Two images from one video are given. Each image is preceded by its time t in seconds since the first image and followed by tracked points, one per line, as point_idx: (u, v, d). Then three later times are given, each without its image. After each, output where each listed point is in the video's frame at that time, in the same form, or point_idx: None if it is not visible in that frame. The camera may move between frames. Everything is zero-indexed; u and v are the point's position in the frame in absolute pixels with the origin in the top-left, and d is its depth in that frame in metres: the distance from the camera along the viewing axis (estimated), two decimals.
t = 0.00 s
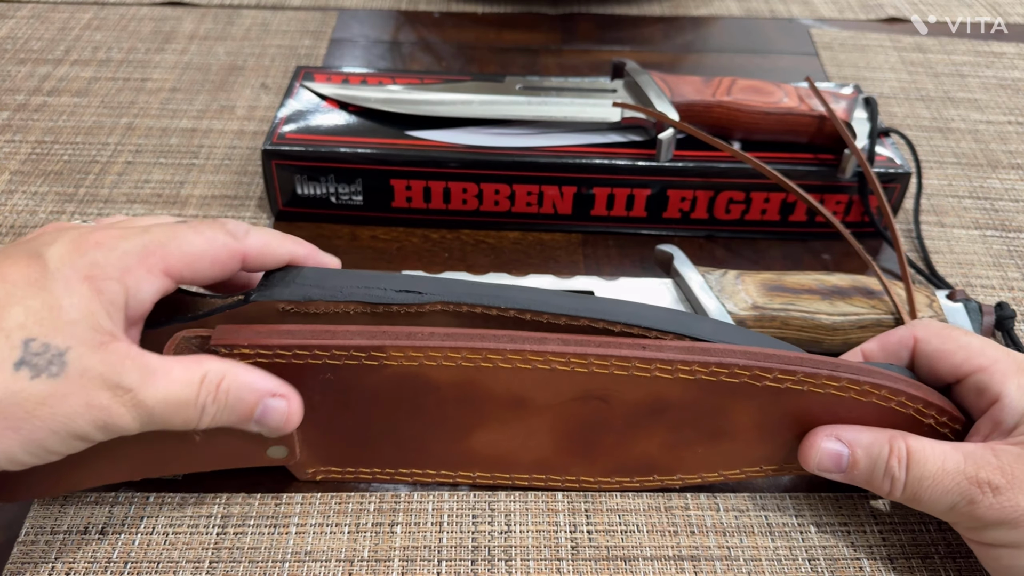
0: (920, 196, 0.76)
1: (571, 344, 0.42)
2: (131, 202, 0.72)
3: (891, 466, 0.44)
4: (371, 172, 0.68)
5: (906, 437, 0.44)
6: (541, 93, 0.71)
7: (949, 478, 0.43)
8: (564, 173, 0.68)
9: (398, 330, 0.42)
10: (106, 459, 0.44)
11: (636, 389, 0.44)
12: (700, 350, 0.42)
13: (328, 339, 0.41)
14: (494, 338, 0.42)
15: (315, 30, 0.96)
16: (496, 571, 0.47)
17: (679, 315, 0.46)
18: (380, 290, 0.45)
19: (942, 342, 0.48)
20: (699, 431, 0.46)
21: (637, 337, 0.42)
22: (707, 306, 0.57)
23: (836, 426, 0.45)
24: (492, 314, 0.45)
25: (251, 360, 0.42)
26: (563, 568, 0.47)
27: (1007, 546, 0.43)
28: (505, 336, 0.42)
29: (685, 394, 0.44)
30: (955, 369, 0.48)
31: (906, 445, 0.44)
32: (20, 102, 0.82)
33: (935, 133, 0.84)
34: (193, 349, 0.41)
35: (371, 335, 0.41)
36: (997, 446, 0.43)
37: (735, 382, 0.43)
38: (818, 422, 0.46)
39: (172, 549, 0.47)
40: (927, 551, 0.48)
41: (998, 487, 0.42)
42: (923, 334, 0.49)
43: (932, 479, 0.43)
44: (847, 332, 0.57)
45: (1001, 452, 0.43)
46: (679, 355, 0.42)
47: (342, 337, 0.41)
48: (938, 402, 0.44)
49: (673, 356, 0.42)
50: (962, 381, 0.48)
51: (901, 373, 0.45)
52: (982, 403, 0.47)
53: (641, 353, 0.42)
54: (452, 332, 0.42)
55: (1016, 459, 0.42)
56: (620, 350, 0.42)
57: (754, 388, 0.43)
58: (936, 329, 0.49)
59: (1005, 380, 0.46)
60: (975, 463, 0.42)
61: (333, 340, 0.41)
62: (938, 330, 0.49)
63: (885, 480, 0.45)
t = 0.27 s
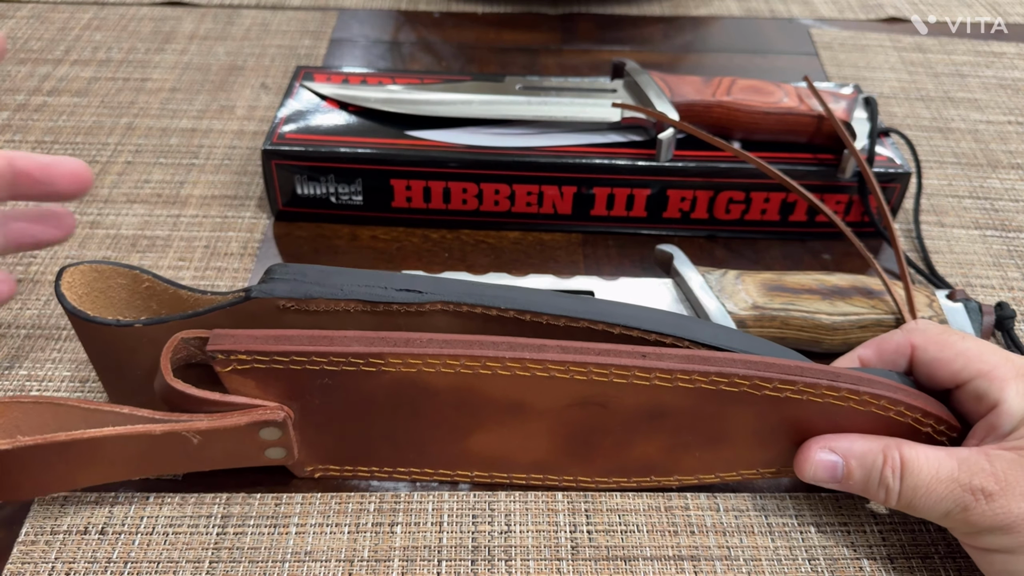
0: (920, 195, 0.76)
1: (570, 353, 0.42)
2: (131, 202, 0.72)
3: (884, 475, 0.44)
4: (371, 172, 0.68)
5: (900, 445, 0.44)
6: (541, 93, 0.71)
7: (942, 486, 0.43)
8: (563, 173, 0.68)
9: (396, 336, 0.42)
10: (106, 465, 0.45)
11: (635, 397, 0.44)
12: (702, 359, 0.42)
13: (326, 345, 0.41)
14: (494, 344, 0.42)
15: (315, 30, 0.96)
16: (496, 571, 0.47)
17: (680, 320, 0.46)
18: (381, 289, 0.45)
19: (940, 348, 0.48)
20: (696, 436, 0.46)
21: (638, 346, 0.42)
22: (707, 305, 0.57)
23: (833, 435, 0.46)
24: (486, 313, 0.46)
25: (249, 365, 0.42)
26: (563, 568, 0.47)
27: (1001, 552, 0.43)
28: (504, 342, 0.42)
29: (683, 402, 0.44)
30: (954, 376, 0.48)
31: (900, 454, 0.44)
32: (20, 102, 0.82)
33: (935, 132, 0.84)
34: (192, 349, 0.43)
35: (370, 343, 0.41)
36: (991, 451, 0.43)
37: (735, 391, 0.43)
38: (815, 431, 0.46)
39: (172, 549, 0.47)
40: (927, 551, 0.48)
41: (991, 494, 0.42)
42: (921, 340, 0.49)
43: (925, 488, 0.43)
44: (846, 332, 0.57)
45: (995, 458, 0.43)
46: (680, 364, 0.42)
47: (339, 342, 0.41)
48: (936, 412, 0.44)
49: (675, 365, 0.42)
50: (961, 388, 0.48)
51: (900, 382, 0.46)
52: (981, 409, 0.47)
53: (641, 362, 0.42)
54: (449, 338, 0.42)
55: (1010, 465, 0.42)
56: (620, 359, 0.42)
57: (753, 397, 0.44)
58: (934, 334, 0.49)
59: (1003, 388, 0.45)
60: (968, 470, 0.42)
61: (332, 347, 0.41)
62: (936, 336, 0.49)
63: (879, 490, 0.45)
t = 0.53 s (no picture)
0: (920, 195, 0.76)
1: (569, 355, 0.42)
2: (131, 202, 0.72)
3: (884, 478, 0.44)
4: (370, 172, 0.68)
5: (900, 448, 0.44)
6: (541, 93, 0.71)
7: (942, 489, 0.43)
8: (564, 173, 0.68)
9: (395, 339, 0.42)
10: (106, 469, 0.44)
11: (634, 400, 0.44)
12: (702, 363, 0.42)
13: (326, 349, 0.41)
14: (494, 347, 0.42)
15: (315, 30, 0.96)
16: (496, 572, 0.47)
17: (681, 322, 0.46)
18: (379, 292, 0.45)
19: (940, 350, 0.48)
20: (696, 438, 0.47)
21: (638, 349, 0.42)
22: (708, 306, 0.57)
23: (832, 437, 0.46)
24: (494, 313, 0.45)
25: (246, 369, 0.42)
26: (563, 568, 0.47)
27: (1001, 555, 0.43)
28: (503, 345, 0.42)
29: (683, 405, 0.44)
30: (954, 378, 0.47)
31: (900, 457, 0.43)
32: (20, 102, 0.82)
33: (935, 132, 0.84)
34: (190, 352, 0.43)
35: (368, 347, 0.42)
36: (992, 454, 0.43)
37: (735, 395, 0.43)
38: (815, 433, 0.46)
39: (172, 549, 0.47)
40: (927, 550, 0.48)
41: (991, 497, 0.42)
42: (922, 341, 0.49)
43: (925, 491, 0.43)
44: (847, 332, 0.57)
45: (995, 461, 0.43)
46: (680, 368, 0.42)
47: (337, 344, 0.42)
48: (938, 415, 0.44)
49: (675, 368, 0.42)
50: (962, 389, 0.47)
51: (901, 385, 0.46)
52: (982, 411, 0.47)
53: (642, 365, 0.42)
54: (448, 341, 0.42)
55: (1010, 468, 0.42)
56: (620, 362, 0.42)
57: (753, 400, 0.44)
58: (935, 336, 0.49)
59: (1004, 389, 0.45)
60: (968, 473, 0.42)
61: (332, 351, 0.41)
62: (937, 337, 0.49)
63: (879, 493, 0.45)
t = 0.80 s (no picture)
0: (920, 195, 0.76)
1: (568, 358, 0.42)
2: (131, 202, 0.72)
3: (884, 480, 0.44)
4: (370, 172, 0.68)
5: (901, 451, 0.44)
6: (540, 93, 0.71)
7: (942, 491, 0.43)
8: (564, 173, 0.68)
9: (395, 342, 0.42)
10: (106, 471, 0.44)
11: (635, 402, 0.44)
12: (702, 366, 0.42)
13: (327, 351, 0.41)
14: (494, 350, 0.42)
15: (315, 30, 0.96)
16: (496, 571, 0.47)
17: (681, 324, 0.46)
18: (379, 294, 0.45)
19: (941, 351, 0.48)
20: (696, 440, 0.47)
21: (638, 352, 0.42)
22: (708, 306, 0.57)
23: (832, 439, 0.46)
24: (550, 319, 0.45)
25: (246, 372, 0.42)
26: (563, 568, 0.47)
27: (1002, 558, 0.43)
28: (502, 348, 0.42)
29: (683, 408, 0.44)
30: (955, 379, 0.47)
31: (900, 459, 0.44)
32: (20, 101, 0.82)
33: (935, 132, 0.84)
34: (189, 354, 0.43)
35: (368, 349, 0.41)
36: (993, 456, 0.43)
37: (735, 397, 0.43)
38: (815, 436, 0.46)
39: (172, 549, 0.47)
40: (927, 550, 0.48)
41: (992, 500, 0.42)
42: (922, 342, 0.49)
43: (925, 493, 0.43)
44: (847, 332, 0.57)
45: (996, 463, 0.43)
46: (680, 371, 0.42)
47: (337, 348, 0.41)
48: (938, 417, 0.44)
49: (675, 371, 0.42)
50: (963, 390, 0.47)
51: (901, 386, 0.45)
52: (983, 412, 0.46)
53: (642, 368, 0.42)
54: (448, 343, 0.42)
55: (1011, 470, 0.42)
56: (620, 365, 0.42)
57: (753, 403, 0.44)
58: (936, 337, 0.49)
59: (1005, 390, 0.45)
60: (968, 475, 0.42)
61: (332, 353, 0.41)
62: (938, 338, 0.49)
63: (879, 495, 0.45)
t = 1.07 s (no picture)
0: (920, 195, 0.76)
1: (568, 361, 0.42)
2: (131, 202, 0.72)
3: (885, 484, 0.44)
4: (370, 172, 0.68)
5: (901, 454, 0.44)
6: (541, 92, 0.71)
7: (943, 494, 0.43)
8: (564, 173, 0.68)
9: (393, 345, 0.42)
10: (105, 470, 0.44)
11: (635, 405, 0.44)
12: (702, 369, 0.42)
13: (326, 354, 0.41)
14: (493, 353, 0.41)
15: (315, 29, 0.96)
16: (496, 571, 0.47)
17: (681, 327, 0.46)
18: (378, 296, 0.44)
19: (941, 354, 0.48)
20: (696, 441, 0.47)
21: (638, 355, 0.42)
22: (708, 306, 0.57)
23: (832, 442, 0.46)
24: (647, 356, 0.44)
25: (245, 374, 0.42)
26: (563, 568, 0.47)
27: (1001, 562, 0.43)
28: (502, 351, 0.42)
29: (683, 410, 0.44)
30: (955, 382, 0.47)
31: (900, 463, 0.44)
32: (20, 101, 0.82)
33: (935, 132, 0.84)
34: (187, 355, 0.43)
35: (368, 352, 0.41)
36: (994, 460, 0.43)
37: (735, 400, 0.43)
38: (815, 438, 0.46)
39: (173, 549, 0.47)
40: (927, 550, 0.48)
41: (991, 504, 0.42)
42: (923, 344, 0.49)
43: (926, 497, 0.43)
44: (847, 332, 0.57)
45: (996, 467, 0.43)
46: (680, 374, 0.42)
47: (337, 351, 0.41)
48: (940, 420, 0.44)
49: (675, 375, 0.42)
50: (963, 394, 0.47)
51: (901, 389, 0.45)
52: (983, 416, 0.46)
53: (643, 372, 0.42)
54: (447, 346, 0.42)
55: (1011, 475, 0.42)
56: (620, 369, 0.42)
57: (753, 406, 0.44)
58: (936, 339, 0.49)
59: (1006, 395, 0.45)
60: (969, 479, 0.42)
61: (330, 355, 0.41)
62: (939, 340, 0.49)
63: (879, 498, 0.45)
